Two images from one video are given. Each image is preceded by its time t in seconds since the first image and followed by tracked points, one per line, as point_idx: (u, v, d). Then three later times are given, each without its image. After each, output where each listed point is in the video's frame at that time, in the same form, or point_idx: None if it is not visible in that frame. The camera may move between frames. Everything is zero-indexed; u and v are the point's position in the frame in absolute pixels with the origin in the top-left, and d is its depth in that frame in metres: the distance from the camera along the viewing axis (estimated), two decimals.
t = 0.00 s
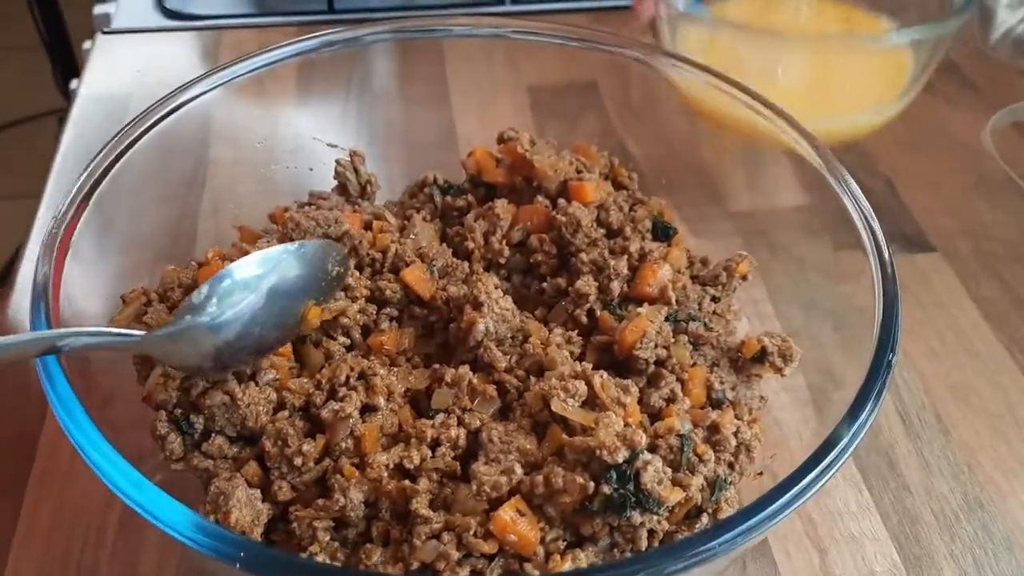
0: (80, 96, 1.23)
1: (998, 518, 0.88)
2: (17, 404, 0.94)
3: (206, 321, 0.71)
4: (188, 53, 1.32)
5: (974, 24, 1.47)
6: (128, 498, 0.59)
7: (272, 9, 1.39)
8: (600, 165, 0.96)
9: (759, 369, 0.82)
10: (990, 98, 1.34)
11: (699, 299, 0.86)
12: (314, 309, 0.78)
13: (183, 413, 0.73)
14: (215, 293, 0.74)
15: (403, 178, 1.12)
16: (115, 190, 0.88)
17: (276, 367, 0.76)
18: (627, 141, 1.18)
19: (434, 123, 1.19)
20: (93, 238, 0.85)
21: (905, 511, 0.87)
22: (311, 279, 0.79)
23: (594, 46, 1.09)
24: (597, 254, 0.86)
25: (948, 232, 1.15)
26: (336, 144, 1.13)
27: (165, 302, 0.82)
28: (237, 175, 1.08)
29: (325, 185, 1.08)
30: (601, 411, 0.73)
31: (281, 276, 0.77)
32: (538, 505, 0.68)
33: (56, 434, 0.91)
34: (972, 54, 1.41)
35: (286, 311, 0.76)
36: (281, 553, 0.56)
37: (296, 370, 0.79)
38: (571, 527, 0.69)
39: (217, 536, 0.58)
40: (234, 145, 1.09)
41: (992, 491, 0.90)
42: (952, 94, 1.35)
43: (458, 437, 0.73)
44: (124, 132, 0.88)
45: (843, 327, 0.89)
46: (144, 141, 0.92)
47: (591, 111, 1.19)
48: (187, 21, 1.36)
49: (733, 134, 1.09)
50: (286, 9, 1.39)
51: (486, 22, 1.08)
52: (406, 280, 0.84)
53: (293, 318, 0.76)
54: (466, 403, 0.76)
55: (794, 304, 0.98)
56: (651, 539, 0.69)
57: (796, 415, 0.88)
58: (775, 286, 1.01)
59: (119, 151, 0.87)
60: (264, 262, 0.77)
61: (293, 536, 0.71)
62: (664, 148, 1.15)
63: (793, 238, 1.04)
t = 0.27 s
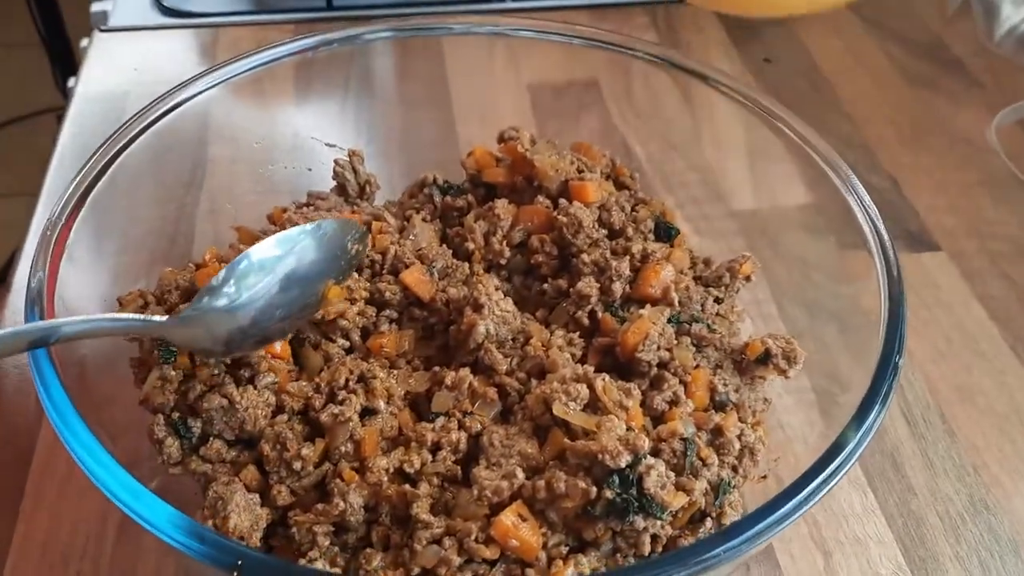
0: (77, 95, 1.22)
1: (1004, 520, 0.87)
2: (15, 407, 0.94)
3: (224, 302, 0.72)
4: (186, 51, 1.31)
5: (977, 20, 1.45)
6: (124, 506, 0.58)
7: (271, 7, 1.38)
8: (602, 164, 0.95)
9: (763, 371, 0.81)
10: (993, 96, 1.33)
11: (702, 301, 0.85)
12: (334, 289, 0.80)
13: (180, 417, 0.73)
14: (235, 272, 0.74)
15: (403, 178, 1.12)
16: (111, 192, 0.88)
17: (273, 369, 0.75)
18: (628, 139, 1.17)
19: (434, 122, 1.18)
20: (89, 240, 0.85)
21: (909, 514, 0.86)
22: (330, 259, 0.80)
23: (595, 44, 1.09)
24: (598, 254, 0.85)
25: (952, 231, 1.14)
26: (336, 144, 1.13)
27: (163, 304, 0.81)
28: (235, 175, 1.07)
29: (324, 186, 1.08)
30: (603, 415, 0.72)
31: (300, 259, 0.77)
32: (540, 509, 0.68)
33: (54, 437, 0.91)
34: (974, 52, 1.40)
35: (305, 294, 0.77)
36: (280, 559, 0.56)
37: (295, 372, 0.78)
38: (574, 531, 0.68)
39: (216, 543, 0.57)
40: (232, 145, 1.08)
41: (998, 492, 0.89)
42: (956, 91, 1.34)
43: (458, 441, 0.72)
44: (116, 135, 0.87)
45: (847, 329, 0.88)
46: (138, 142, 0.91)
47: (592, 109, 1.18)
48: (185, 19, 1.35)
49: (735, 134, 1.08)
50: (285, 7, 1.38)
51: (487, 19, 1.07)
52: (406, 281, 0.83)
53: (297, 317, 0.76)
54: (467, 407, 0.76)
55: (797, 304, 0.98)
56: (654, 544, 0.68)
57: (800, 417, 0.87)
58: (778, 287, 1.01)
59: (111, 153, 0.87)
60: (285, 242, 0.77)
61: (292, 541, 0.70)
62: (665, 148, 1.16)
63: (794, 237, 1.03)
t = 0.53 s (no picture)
0: (84, 84, 1.22)
1: (1014, 506, 0.87)
2: (25, 393, 0.94)
3: (222, 293, 0.71)
4: (193, 41, 1.31)
5: (984, 11, 1.45)
6: (139, 482, 0.59)
7: None
8: (612, 151, 0.95)
9: (774, 355, 0.81)
10: (1001, 86, 1.33)
11: (712, 286, 0.86)
12: (331, 285, 0.79)
13: (192, 399, 0.73)
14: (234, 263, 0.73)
15: (410, 166, 1.11)
16: (122, 176, 0.88)
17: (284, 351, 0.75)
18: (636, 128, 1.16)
19: (439, 110, 1.18)
20: (100, 225, 0.84)
21: (919, 500, 0.87)
22: (328, 252, 0.79)
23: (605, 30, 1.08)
24: (609, 240, 0.85)
25: (960, 220, 1.14)
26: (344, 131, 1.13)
27: (174, 289, 0.81)
28: (243, 163, 1.07)
29: (332, 172, 1.08)
30: (615, 398, 0.73)
31: (300, 250, 0.76)
32: (552, 491, 0.68)
33: (63, 423, 0.91)
34: (981, 43, 1.40)
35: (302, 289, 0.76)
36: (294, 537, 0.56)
37: (307, 357, 0.78)
38: (586, 513, 0.68)
39: (229, 521, 0.57)
40: (240, 132, 1.08)
41: (1007, 479, 0.89)
42: (964, 81, 1.34)
43: (470, 424, 0.72)
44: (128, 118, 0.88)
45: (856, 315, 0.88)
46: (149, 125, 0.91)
47: (599, 99, 1.18)
48: (192, 9, 1.35)
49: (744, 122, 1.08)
50: None
51: (493, 6, 1.07)
52: (416, 267, 0.82)
53: (301, 304, 0.75)
54: (478, 390, 0.76)
55: (806, 292, 0.98)
56: (666, 526, 0.69)
57: (809, 403, 0.88)
58: (786, 274, 1.01)
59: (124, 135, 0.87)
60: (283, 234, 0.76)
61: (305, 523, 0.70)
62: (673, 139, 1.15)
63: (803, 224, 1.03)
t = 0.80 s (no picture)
0: (86, 84, 1.23)
1: (1009, 506, 0.87)
2: (29, 392, 0.95)
3: (203, 325, 0.70)
4: (195, 41, 1.31)
5: (984, 11, 1.46)
6: (140, 481, 0.60)
7: None
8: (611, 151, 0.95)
9: (771, 356, 0.82)
10: (1000, 86, 1.34)
11: (710, 286, 0.87)
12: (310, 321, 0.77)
13: (195, 399, 0.73)
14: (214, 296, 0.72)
15: (411, 166, 1.11)
16: (125, 177, 0.89)
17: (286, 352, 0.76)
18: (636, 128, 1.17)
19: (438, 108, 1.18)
20: (103, 226, 0.85)
21: (915, 499, 0.87)
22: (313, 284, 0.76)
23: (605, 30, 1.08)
24: (608, 240, 0.85)
25: (958, 220, 1.14)
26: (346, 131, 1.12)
27: (177, 289, 0.82)
28: (245, 163, 1.08)
29: (333, 173, 1.07)
30: (613, 398, 0.73)
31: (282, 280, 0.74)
32: (551, 491, 0.69)
33: (67, 421, 0.92)
34: (981, 42, 1.41)
35: (285, 321, 0.74)
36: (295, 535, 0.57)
37: (307, 357, 0.79)
38: (584, 513, 0.69)
39: (231, 520, 0.58)
40: (241, 133, 1.09)
41: (1003, 479, 0.90)
42: (963, 81, 1.34)
43: (470, 424, 0.73)
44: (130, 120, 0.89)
45: (853, 316, 0.89)
46: (152, 126, 0.92)
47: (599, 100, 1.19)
48: (193, 9, 1.36)
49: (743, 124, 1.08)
50: None
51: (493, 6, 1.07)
52: (417, 267, 0.83)
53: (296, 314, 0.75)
54: (478, 390, 0.76)
55: (804, 292, 0.98)
56: (664, 525, 0.69)
57: (806, 404, 0.88)
58: (785, 274, 1.01)
59: (126, 138, 0.88)
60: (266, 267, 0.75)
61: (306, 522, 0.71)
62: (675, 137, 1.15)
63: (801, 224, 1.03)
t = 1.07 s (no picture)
0: (91, 83, 1.23)
1: (1012, 504, 0.88)
2: (34, 389, 0.95)
3: (215, 321, 0.72)
4: (199, 40, 1.32)
5: (986, 10, 1.46)
6: (147, 478, 0.60)
7: None
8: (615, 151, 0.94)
9: (774, 355, 0.83)
10: (1002, 85, 1.34)
11: (713, 285, 0.87)
12: (321, 316, 0.78)
13: (200, 397, 0.74)
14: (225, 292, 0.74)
15: (414, 165, 1.11)
16: (131, 176, 0.89)
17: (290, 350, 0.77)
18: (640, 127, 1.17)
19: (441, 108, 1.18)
20: (108, 224, 0.85)
21: (918, 498, 0.87)
22: (320, 284, 0.78)
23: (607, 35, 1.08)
24: (611, 239, 0.85)
25: (961, 219, 1.14)
26: (349, 130, 1.12)
27: (182, 287, 0.82)
28: (249, 162, 1.08)
29: (338, 172, 1.09)
30: (616, 396, 0.74)
31: (291, 280, 0.76)
32: (555, 488, 0.69)
33: (72, 418, 0.92)
34: (983, 42, 1.41)
35: (295, 317, 0.76)
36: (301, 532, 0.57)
37: (312, 355, 0.79)
38: (588, 510, 0.70)
39: (237, 516, 0.58)
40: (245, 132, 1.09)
41: (1005, 477, 0.90)
42: (966, 81, 1.34)
43: (474, 421, 0.73)
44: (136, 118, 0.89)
45: (857, 315, 0.89)
46: (158, 125, 0.93)
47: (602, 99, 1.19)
48: (197, 8, 1.36)
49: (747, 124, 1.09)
50: None
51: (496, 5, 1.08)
52: (421, 266, 0.84)
53: (305, 311, 0.77)
54: (482, 388, 0.77)
55: (807, 290, 0.98)
56: (667, 522, 0.70)
57: (809, 402, 0.88)
58: (788, 273, 1.01)
59: (132, 135, 0.88)
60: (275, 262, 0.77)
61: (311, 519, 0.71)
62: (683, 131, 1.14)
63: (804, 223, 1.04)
